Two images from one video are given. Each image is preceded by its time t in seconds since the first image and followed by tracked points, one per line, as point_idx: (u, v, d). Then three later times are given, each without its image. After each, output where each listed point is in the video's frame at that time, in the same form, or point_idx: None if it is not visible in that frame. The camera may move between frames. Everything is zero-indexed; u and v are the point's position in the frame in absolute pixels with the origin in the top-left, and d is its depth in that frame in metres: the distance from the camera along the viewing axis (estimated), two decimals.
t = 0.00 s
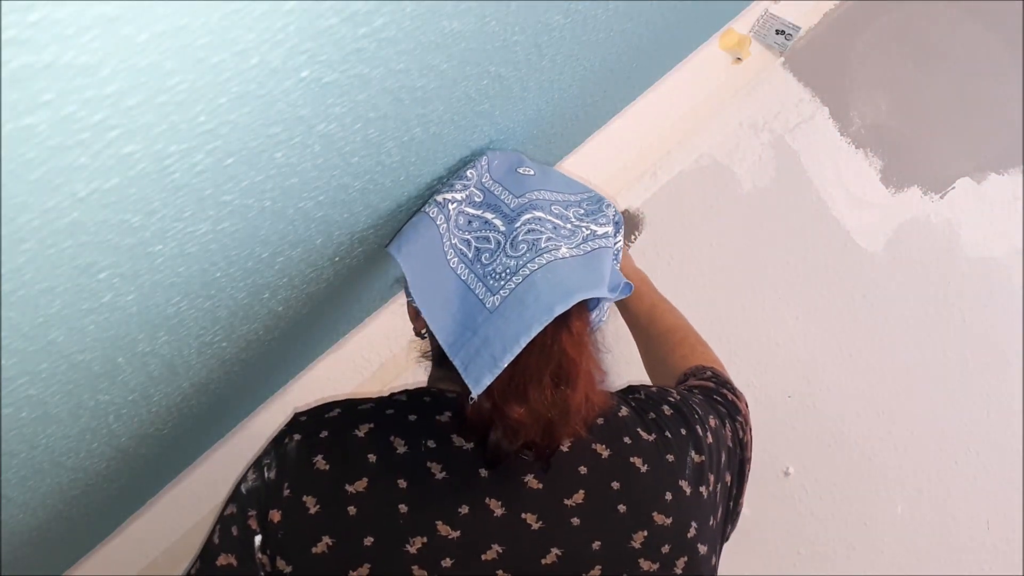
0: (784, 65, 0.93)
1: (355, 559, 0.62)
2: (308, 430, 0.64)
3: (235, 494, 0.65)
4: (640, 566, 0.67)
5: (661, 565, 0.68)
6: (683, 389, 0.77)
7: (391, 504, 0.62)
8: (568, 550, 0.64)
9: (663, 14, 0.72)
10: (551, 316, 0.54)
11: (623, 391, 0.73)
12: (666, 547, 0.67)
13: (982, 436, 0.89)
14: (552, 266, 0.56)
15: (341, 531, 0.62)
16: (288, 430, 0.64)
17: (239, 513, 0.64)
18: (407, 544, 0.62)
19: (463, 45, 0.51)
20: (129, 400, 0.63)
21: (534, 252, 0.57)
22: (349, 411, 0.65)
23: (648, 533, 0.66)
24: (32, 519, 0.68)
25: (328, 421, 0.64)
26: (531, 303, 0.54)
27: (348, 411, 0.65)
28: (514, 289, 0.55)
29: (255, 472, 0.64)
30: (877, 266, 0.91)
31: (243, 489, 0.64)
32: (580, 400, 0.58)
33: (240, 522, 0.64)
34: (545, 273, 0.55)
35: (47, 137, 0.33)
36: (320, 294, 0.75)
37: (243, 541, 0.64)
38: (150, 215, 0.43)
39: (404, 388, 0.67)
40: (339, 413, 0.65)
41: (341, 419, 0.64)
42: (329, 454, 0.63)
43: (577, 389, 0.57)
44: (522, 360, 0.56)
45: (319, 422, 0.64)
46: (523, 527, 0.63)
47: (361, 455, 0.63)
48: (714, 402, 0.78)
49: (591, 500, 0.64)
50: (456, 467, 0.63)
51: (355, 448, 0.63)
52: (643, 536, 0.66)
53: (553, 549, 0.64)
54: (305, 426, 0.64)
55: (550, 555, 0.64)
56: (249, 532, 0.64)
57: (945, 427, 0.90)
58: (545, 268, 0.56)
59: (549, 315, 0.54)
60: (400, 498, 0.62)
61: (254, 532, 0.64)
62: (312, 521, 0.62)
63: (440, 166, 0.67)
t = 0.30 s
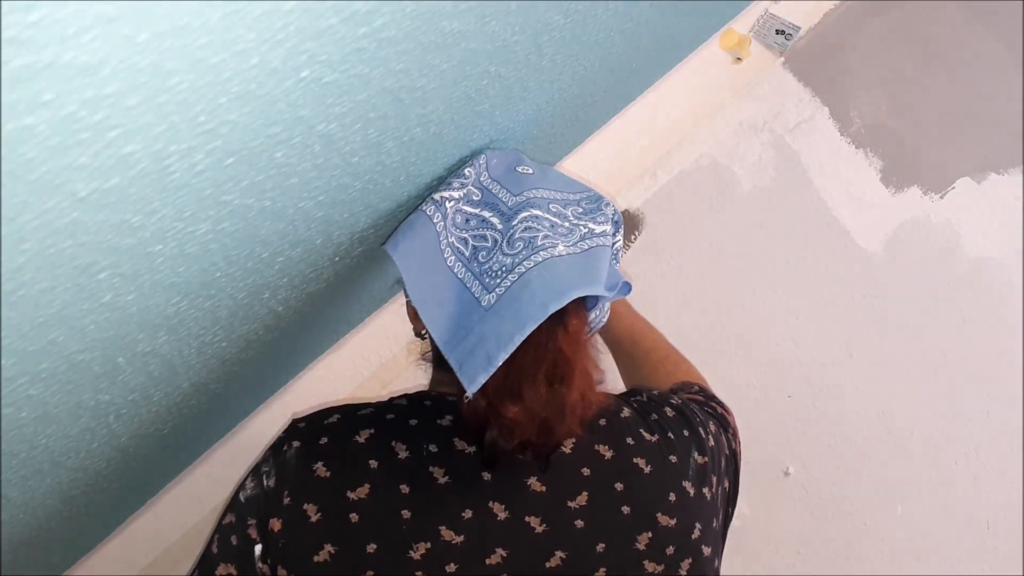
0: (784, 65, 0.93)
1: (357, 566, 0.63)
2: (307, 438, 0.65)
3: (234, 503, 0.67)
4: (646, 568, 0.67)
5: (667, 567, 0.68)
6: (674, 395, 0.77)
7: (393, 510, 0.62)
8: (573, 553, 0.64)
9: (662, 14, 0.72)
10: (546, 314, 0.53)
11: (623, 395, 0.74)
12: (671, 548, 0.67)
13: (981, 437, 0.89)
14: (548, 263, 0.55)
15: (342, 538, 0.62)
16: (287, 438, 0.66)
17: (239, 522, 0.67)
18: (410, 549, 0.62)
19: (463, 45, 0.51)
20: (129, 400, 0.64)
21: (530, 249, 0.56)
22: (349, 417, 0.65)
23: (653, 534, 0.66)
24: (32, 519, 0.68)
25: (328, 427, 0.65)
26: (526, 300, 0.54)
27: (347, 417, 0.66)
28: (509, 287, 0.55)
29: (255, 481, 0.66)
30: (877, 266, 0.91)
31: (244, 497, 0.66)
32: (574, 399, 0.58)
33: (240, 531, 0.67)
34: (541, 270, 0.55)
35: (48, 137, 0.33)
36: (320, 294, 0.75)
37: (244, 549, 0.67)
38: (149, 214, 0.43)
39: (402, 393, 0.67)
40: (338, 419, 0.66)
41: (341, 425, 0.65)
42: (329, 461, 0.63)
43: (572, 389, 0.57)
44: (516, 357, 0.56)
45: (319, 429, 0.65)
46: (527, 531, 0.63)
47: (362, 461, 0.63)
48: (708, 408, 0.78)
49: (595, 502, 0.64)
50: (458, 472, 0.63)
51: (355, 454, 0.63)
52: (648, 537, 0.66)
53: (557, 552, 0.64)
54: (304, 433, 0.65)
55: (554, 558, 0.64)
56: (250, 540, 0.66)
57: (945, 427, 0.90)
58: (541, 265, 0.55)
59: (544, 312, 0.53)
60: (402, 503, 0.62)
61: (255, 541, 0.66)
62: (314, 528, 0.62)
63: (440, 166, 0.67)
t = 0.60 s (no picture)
0: (784, 65, 0.94)
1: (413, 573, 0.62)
2: (352, 446, 0.65)
3: (280, 513, 0.66)
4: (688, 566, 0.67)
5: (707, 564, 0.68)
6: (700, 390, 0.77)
7: (444, 516, 0.62)
8: (622, 554, 0.64)
9: (661, 14, 0.72)
10: (536, 336, 0.53)
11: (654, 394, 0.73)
12: (710, 546, 0.68)
13: (982, 436, 0.88)
14: (540, 281, 0.55)
15: (396, 545, 0.62)
16: (330, 447, 0.66)
17: (286, 531, 0.65)
18: (463, 555, 0.61)
19: (463, 45, 0.51)
20: (129, 400, 0.64)
21: (524, 267, 0.56)
22: (391, 425, 0.66)
23: (695, 533, 0.66)
24: (32, 519, 0.68)
25: (371, 435, 0.65)
26: (517, 322, 0.54)
27: (390, 424, 0.66)
28: (503, 307, 0.55)
29: (301, 490, 0.65)
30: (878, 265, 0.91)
31: (291, 505, 0.65)
32: (567, 419, 0.57)
33: (287, 540, 0.65)
34: (533, 289, 0.55)
35: (48, 137, 0.33)
36: (320, 294, 0.75)
37: (291, 557, 0.65)
38: (150, 215, 0.43)
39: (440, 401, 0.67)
40: (381, 426, 0.66)
41: (383, 433, 0.65)
42: (377, 468, 0.63)
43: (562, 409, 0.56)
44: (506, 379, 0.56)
45: (362, 437, 0.65)
46: (577, 533, 0.62)
47: (409, 468, 0.63)
48: (736, 403, 0.78)
49: (641, 503, 0.64)
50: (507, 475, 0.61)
51: (403, 461, 0.63)
52: (690, 536, 0.66)
53: (606, 553, 0.63)
54: (348, 441, 0.65)
55: (602, 559, 0.63)
56: (298, 549, 0.64)
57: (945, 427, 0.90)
58: (533, 284, 0.55)
59: (533, 334, 0.53)
60: (453, 509, 0.62)
61: (305, 550, 0.64)
62: (367, 536, 0.62)
63: (440, 166, 0.67)
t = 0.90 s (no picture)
0: (784, 65, 0.93)
1: (510, 537, 0.65)
2: (443, 422, 0.67)
3: (375, 486, 0.66)
4: (757, 529, 0.70)
5: (775, 526, 0.70)
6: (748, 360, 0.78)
7: (536, 484, 0.65)
8: (697, 517, 0.67)
9: (662, 14, 0.72)
10: (609, 324, 0.53)
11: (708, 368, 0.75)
12: (777, 508, 0.70)
13: (981, 436, 0.88)
14: (607, 273, 0.55)
15: (493, 511, 0.64)
16: (421, 423, 0.68)
17: (387, 503, 0.65)
18: (555, 519, 0.65)
19: (463, 45, 0.51)
20: (129, 400, 0.63)
21: (589, 260, 0.56)
22: (477, 402, 0.68)
23: (763, 496, 0.69)
24: (31, 519, 0.68)
25: (460, 411, 0.68)
26: (588, 313, 0.54)
27: (476, 402, 0.68)
28: (574, 299, 0.55)
29: (396, 464, 0.66)
30: (878, 266, 0.91)
31: (386, 481, 0.66)
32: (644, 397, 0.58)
33: (389, 512, 0.65)
34: (601, 280, 0.54)
35: (47, 137, 0.33)
36: (321, 294, 0.75)
37: (396, 528, 0.65)
38: (150, 214, 0.43)
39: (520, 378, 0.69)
40: (467, 404, 0.68)
41: (472, 409, 0.68)
42: (470, 441, 0.66)
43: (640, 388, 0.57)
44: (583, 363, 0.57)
45: (450, 413, 0.68)
46: (656, 498, 0.66)
47: (501, 440, 0.65)
48: (782, 370, 0.78)
49: (712, 470, 0.67)
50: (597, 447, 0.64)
51: (493, 434, 0.66)
52: (759, 498, 0.69)
53: (683, 516, 0.67)
54: (439, 417, 0.67)
55: (681, 521, 0.66)
56: (401, 519, 0.65)
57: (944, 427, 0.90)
58: (600, 276, 0.55)
59: (606, 323, 0.53)
60: (544, 478, 0.65)
61: (405, 520, 0.65)
62: (464, 504, 0.65)
63: (440, 166, 0.67)
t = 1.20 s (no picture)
0: (784, 65, 0.93)
1: (517, 543, 0.68)
2: (451, 429, 0.71)
3: (386, 491, 0.70)
4: (763, 535, 0.71)
5: (781, 531, 0.72)
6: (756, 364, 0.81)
7: (543, 491, 0.67)
8: (702, 523, 0.69)
9: (663, 14, 0.72)
10: (613, 323, 0.54)
11: (716, 372, 0.78)
12: (784, 514, 0.72)
13: (981, 435, 0.88)
14: (607, 272, 0.55)
15: (500, 518, 0.68)
16: (431, 430, 0.72)
17: (396, 509, 0.69)
18: (562, 525, 0.67)
19: (463, 45, 0.51)
20: (129, 400, 0.63)
21: (589, 260, 0.56)
22: (484, 409, 0.72)
23: (769, 502, 0.71)
24: (32, 519, 0.68)
25: (468, 418, 0.71)
26: (591, 313, 0.55)
27: (483, 409, 0.72)
28: (576, 300, 0.56)
29: (406, 470, 0.70)
30: (878, 265, 0.91)
31: (395, 487, 0.70)
32: (649, 392, 0.60)
33: (398, 517, 0.69)
34: (602, 279, 0.55)
35: (46, 138, 0.33)
36: (321, 294, 0.75)
37: (405, 534, 0.69)
38: (150, 214, 0.43)
39: (526, 385, 0.73)
40: (475, 411, 0.72)
41: (478, 417, 0.71)
42: (478, 448, 0.69)
43: (644, 384, 0.60)
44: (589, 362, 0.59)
45: (460, 422, 0.71)
46: (662, 505, 0.68)
47: (507, 448, 0.69)
48: (790, 373, 0.80)
49: (718, 477, 0.69)
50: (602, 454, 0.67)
51: (500, 442, 0.69)
52: (765, 505, 0.71)
53: (689, 523, 0.69)
54: (448, 424, 0.71)
55: (687, 528, 0.69)
56: (411, 525, 0.69)
57: (943, 427, 0.90)
58: (601, 275, 0.55)
59: (610, 321, 0.54)
60: (550, 485, 0.67)
61: (415, 525, 0.69)
62: (472, 510, 0.68)
63: (440, 166, 0.67)
